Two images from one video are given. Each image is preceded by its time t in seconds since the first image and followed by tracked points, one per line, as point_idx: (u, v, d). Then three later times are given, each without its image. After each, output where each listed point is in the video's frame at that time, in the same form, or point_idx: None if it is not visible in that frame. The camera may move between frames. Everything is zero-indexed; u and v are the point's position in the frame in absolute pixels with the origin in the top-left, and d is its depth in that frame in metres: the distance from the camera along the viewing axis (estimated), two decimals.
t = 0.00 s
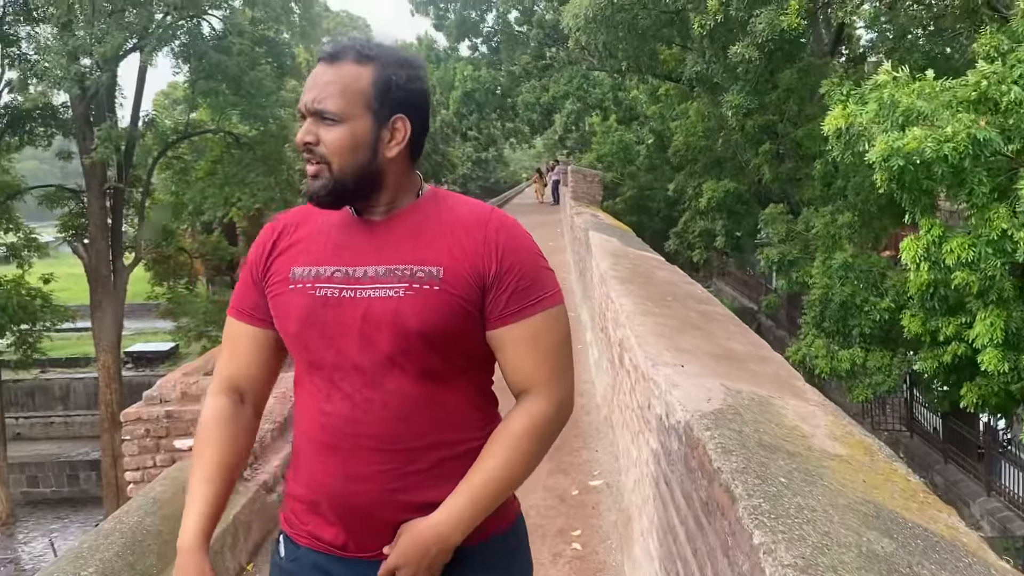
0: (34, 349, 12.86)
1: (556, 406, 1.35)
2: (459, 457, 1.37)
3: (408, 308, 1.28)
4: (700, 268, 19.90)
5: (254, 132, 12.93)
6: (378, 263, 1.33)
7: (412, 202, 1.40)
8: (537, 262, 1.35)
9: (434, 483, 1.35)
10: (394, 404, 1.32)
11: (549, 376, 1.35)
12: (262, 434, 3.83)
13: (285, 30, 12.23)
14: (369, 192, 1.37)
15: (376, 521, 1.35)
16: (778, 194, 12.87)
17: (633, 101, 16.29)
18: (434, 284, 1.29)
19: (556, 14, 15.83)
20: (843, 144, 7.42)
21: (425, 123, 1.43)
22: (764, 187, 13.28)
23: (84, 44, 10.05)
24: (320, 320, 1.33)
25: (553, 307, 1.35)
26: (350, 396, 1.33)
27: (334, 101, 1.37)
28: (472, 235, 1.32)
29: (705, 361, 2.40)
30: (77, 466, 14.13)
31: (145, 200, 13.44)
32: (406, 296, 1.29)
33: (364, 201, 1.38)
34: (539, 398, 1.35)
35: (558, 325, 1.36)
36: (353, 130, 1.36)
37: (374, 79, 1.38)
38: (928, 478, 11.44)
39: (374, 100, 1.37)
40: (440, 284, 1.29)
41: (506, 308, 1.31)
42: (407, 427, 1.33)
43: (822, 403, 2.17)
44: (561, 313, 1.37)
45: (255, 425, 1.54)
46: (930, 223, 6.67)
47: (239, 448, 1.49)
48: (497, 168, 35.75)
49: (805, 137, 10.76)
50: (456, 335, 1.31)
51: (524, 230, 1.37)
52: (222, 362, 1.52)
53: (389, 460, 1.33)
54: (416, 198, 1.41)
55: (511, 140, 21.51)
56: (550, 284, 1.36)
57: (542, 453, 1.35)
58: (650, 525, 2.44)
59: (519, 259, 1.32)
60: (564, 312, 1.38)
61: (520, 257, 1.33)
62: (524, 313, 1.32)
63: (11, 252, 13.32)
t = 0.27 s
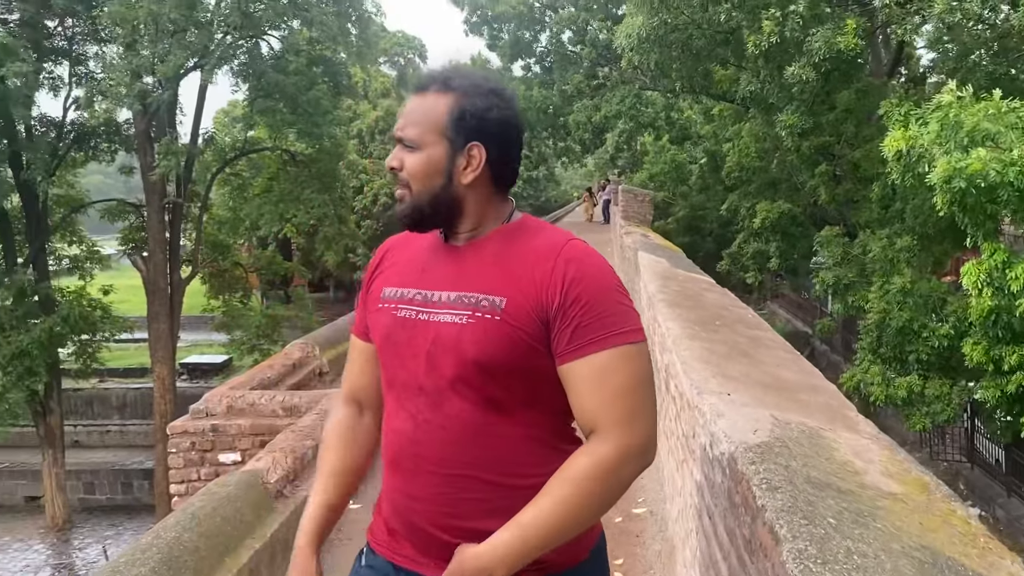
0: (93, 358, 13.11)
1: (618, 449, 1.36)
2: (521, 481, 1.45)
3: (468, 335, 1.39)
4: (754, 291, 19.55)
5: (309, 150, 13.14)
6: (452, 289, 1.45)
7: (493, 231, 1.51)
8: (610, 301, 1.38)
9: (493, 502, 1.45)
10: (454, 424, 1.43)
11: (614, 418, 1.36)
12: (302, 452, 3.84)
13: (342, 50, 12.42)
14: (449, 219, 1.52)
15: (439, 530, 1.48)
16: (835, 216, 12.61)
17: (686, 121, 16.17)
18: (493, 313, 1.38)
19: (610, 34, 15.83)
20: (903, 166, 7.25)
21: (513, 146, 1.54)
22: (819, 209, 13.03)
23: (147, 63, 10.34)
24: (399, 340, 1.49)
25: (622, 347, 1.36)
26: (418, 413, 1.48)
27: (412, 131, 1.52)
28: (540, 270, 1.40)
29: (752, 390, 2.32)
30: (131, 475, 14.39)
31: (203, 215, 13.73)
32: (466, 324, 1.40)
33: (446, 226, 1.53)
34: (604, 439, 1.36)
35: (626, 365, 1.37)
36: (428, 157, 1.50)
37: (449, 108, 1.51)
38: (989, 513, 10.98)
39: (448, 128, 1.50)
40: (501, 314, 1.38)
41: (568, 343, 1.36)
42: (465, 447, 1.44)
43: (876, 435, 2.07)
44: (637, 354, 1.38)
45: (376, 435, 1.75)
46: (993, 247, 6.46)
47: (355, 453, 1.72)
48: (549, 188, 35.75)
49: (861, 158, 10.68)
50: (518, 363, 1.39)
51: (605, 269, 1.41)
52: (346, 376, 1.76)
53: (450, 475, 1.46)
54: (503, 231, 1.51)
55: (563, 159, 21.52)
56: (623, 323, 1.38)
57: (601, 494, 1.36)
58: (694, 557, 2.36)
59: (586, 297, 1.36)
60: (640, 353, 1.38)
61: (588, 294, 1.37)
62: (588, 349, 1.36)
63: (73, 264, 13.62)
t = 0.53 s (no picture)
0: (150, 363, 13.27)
1: (661, 485, 1.36)
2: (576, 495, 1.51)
3: (527, 351, 1.46)
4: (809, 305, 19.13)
5: (362, 160, 13.25)
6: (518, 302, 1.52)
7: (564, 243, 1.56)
8: (666, 330, 1.36)
9: (550, 511, 1.53)
10: (513, 435, 1.52)
11: (660, 453, 1.36)
12: (343, 462, 3.83)
13: (396, 61, 12.52)
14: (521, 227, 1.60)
15: (502, 530, 1.59)
16: (894, 229, 12.27)
17: (741, 131, 15.93)
18: (548, 333, 1.44)
19: (664, 44, 15.70)
20: (966, 177, 7.01)
21: (590, 152, 1.58)
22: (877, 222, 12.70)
23: (206, 74, 10.52)
24: (472, 348, 1.60)
25: (673, 380, 1.35)
26: (485, 418, 1.58)
27: (490, 135, 1.61)
28: (598, 292, 1.41)
29: (803, 409, 2.22)
30: (184, 478, 14.62)
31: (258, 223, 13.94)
32: (524, 340, 1.47)
33: (522, 231, 1.62)
34: (650, 472, 1.37)
35: (676, 400, 1.35)
36: (501, 161, 1.58)
37: (526, 114, 1.58)
38: None
39: (523, 133, 1.57)
40: (555, 333, 1.43)
41: (619, 369, 1.38)
42: (523, 458, 1.52)
43: (933, 459, 1.96)
44: (692, 387, 1.36)
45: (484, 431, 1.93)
46: None
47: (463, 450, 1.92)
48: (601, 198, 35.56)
49: (922, 170, 10.35)
50: (573, 382, 1.43)
51: (668, 295, 1.38)
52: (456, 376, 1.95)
53: (512, 482, 1.55)
54: (576, 244, 1.54)
55: (615, 170, 21.40)
56: (677, 355, 1.35)
57: (648, 528, 1.37)
58: None
59: (638, 324, 1.36)
60: (694, 387, 1.36)
61: (642, 323, 1.36)
62: (636, 378, 1.36)
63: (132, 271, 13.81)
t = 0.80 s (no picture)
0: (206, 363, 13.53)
1: (693, 496, 1.36)
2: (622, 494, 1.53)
3: (579, 348, 1.49)
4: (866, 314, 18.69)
5: (413, 165, 13.32)
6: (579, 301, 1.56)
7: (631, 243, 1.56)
8: (711, 340, 1.33)
9: (597, 508, 1.56)
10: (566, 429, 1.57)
11: (693, 464, 1.35)
12: (391, 466, 3.82)
13: (447, 68, 12.59)
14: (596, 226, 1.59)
15: (556, 520, 1.65)
16: (956, 237, 11.91)
17: (797, 136, 15.64)
18: (599, 332, 1.46)
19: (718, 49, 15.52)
20: None
21: (669, 147, 1.54)
22: (938, 230, 12.34)
23: (263, 81, 10.69)
24: (540, 343, 1.66)
25: (712, 392, 1.32)
26: (547, 409, 1.63)
27: (566, 131, 1.58)
28: (649, 294, 1.41)
29: (865, 422, 2.13)
30: (238, 477, 14.84)
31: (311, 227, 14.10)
32: (578, 336, 1.50)
33: (601, 229, 1.59)
34: (684, 481, 1.36)
35: (711, 411, 1.33)
36: (580, 157, 1.56)
37: (603, 108, 1.55)
38: None
39: (601, 128, 1.54)
40: (606, 332, 1.45)
41: (661, 375, 1.37)
42: (573, 453, 1.56)
43: (1006, 478, 1.85)
44: (732, 401, 1.33)
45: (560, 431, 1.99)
46: None
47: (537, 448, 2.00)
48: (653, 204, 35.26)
49: (986, 177, 10.03)
50: (621, 383, 1.45)
51: (718, 302, 1.34)
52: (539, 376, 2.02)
53: (564, 475, 1.60)
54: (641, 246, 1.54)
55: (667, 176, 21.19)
56: (718, 365, 1.32)
57: (679, 536, 1.36)
58: None
59: (680, 330, 1.34)
60: (734, 401, 1.33)
61: (686, 327, 1.34)
62: (675, 386, 1.35)
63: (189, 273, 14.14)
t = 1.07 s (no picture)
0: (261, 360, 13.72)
1: (736, 486, 1.33)
2: (663, 490, 1.51)
3: (620, 340, 1.49)
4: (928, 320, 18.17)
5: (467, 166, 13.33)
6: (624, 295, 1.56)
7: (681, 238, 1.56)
8: (757, 326, 1.31)
9: (635, 504, 1.55)
10: (605, 425, 1.57)
11: (735, 453, 1.34)
12: (442, 467, 3.79)
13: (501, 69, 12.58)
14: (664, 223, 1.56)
15: (595, 518, 1.64)
16: None
17: (857, 137, 15.28)
18: (641, 323, 1.46)
19: (776, 48, 15.21)
20: None
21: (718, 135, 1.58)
22: (1006, 234, 11.92)
23: (319, 83, 10.81)
24: (587, 340, 1.67)
25: (755, 378, 1.30)
26: (587, 407, 1.64)
27: (655, 117, 1.56)
28: (694, 284, 1.40)
29: (938, 434, 2.02)
30: (291, 474, 15.03)
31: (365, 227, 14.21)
32: (620, 328, 1.51)
33: (681, 219, 1.57)
34: (728, 472, 1.34)
35: (753, 398, 1.31)
36: (674, 145, 1.55)
37: (692, 100, 1.57)
38: None
39: (691, 116, 1.56)
40: (649, 323, 1.45)
41: (701, 363, 1.36)
42: (611, 448, 1.56)
43: None
44: (776, 388, 1.30)
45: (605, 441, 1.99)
46: None
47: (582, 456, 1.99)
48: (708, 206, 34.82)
49: None
50: (661, 374, 1.44)
51: (764, 289, 1.33)
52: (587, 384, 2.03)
53: (603, 471, 1.59)
54: (687, 241, 1.54)
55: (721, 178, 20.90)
56: (762, 350, 1.30)
57: (721, 525, 1.33)
58: None
59: (724, 316, 1.33)
60: (779, 387, 1.30)
61: (729, 313, 1.33)
62: (717, 373, 1.33)
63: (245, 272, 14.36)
